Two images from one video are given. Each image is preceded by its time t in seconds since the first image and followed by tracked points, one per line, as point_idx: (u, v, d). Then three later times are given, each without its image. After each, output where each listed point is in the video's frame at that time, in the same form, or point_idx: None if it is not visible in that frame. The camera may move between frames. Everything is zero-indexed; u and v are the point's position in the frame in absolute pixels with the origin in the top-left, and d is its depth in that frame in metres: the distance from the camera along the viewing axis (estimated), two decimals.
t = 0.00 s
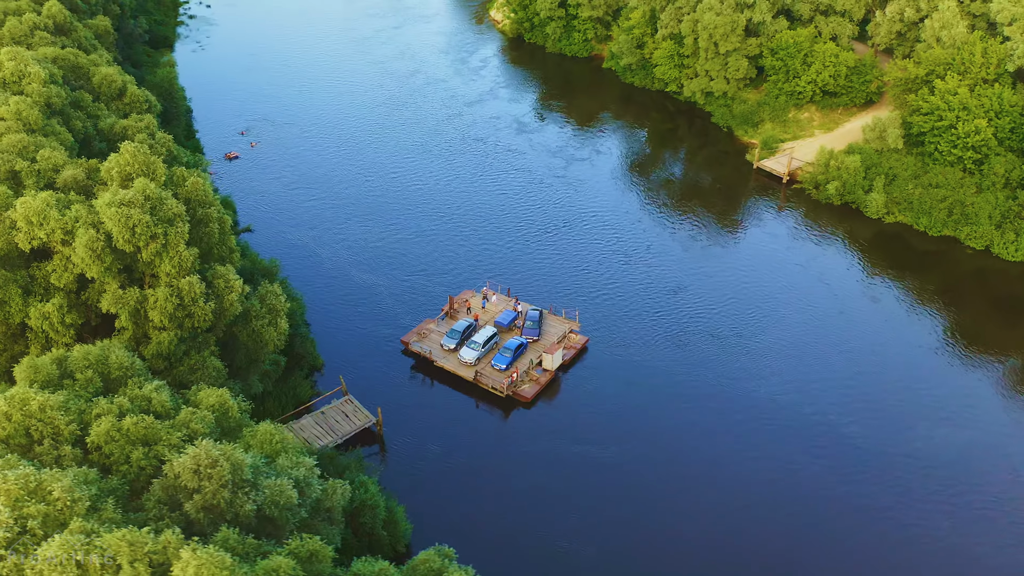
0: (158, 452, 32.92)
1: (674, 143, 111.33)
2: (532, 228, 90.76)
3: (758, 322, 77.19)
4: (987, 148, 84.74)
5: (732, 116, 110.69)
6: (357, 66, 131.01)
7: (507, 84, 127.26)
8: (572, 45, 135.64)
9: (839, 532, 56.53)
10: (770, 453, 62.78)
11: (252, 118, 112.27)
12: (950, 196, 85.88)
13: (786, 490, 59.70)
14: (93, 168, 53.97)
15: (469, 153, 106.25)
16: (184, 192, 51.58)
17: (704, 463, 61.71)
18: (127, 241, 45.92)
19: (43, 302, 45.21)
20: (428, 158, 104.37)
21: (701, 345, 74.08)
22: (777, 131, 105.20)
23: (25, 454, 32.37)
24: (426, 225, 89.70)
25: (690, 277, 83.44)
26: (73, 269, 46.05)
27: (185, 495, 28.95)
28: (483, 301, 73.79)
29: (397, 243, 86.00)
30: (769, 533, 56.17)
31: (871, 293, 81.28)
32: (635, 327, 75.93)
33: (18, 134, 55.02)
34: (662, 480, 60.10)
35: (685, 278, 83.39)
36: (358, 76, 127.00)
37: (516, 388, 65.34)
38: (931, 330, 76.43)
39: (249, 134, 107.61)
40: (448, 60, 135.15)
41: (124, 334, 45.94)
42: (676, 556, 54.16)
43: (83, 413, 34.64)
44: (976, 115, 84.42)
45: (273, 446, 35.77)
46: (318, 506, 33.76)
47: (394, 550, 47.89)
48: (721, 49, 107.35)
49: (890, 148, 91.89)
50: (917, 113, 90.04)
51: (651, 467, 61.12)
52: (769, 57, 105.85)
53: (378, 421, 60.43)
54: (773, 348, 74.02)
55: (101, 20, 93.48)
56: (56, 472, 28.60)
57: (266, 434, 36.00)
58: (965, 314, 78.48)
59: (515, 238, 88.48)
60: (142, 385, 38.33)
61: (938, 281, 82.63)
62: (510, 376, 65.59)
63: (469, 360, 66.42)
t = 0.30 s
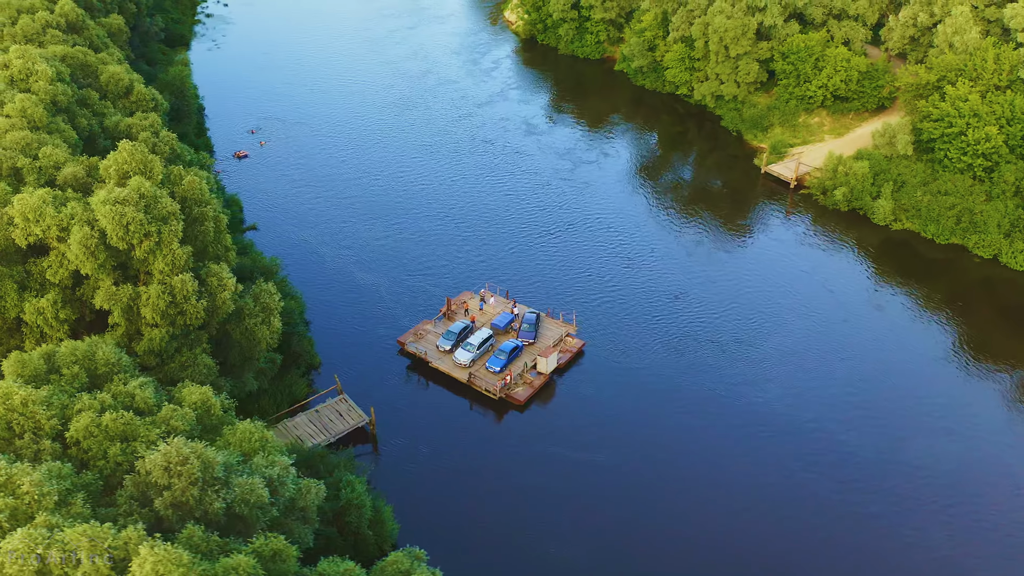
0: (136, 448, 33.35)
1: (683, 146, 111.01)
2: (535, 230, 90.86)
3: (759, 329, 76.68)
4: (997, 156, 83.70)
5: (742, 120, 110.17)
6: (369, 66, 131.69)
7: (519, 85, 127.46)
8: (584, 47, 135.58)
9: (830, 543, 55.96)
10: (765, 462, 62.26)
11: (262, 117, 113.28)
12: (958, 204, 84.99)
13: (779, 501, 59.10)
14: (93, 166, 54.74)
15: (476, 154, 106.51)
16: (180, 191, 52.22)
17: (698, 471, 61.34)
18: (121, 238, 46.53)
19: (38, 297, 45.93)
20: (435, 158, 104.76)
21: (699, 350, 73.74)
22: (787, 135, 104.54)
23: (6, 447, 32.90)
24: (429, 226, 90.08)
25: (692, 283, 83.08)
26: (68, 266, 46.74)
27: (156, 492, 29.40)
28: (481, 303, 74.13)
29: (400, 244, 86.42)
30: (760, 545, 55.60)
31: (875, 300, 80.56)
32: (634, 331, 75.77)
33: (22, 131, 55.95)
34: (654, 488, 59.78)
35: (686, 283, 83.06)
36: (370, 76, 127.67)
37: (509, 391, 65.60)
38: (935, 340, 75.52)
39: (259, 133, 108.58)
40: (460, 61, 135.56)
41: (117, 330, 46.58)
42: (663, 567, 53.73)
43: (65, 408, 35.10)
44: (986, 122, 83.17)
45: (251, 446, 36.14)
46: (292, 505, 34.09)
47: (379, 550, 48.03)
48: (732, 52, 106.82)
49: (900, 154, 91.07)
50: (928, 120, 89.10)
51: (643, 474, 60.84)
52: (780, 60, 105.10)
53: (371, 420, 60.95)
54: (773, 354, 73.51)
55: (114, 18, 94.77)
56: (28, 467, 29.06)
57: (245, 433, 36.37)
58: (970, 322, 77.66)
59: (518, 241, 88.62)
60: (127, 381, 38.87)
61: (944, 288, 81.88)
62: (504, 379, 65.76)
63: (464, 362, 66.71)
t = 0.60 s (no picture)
0: (115, 444, 33.76)
1: (692, 150, 110.55)
2: (539, 233, 90.78)
3: (759, 335, 76.13)
4: (1008, 163, 82.52)
5: (752, 124, 109.57)
6: (381, 66, 132.37)
7: (530, 86, 127.57)
8: (597, 48, 135.45)
9: (822, 555, 55.30)
10: (759, 470, 61.68)
11: (273, 116, 114.19)
12: (966, 212, 84.05)
13: (772, 510, 58.51)
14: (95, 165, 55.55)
15: (484, 155, 106.69)
16: (177, 190, 52.81)
17: (690, 478, 60.91)
18: (115, 236, 47.11)
19: (33, 293, 46.66)
20: (442, 159, 105.06)
21: (699, 356, 73.30)
22: (796, 140, 103.81)
23: None
24: (433, 228, 90.40)
25: (694, 288, 82.62)
26: (64, 262, 47.45)
27: (128, 488, 29.84)
28: (480, 305, 74.42)
29: (403, 245, 86.80)
30: (750, 553, 55.20)
31: (879, 307, 79.81)
32: (633, 336, 75.48)
33: (26, 128, 56.89)
34: (646, 494, 59.50)
35: (688, 288, 82.62)
36: (382, 76, 128.34)
37: (502, 393, 65.71)
38: (940, 349, 74.52)
39: (269, 132, 109.51)
40: (473, 62, 135.95)
41: (111, 327, 47.25)
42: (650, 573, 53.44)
43: (48, 402, 35.55)
44: (997, 129, 82.03)
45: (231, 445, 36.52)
46: (267, 503, 34.42)
47: (364, 550, 48.21)
48: (742, 56, 106.25)
49: (909, 161, 90.31)
50: (938, 126, 88.09)
51: (635, 480, 60.53)
52: (791, 64, 104.33)
53: (365, 420, 61.39)
54: (772, 360, 72.97)
55: (128, 17, 96.08)
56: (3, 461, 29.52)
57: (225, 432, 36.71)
58: (975, 332, 76.74)
59: (521, 243, 88.68)
60: (114, 377, 39.45)
61: (949, 297, 81.03)
62: (497, 381, 65.89)
63: (459, 363, 66.99)
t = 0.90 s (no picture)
0: (93, 440, 34.24)
1: (700, 153, 110.13)
2: (541, 235, 90.80)
3: (758, 341, 75.66)
4: (1016, 171, 81.37)
5: (760, 128, 108.96)
6: (392, 67, 132.87)
7: (539, 87, 127.60)
8: (607, 50, 135.19)
9: (811, 565, 54.76)
10: (752, 478, 61.19)
11: (282, 115, 115.07)
12: (973, 219, 83.50)
13: (762, 517, 58.06)
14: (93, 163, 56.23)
15: (489, 156, 106.90)
16: (172, 189, 53.40)
17: (682, 485, 60.55)
18: (108, 233, 47.73)
19: (27, 289, 47.34)
20: (447, 160, 105.38)
21: (697, 361, 72.87)
22: (804, 145, 103.06)
23: None
24: (435, 228, 90.70)
25: (694, 293, 82.23)
26: (58, 259, 48.12)
27: (99, 484, 30.29)
28: (476, 307, 74.68)
29: (404, 245, 87.19)
30: (739, 559, 54.97)
31: (881, 314, 79.16)
32: (630, 339, 75.27)
33: (27, 126, 57.71)
34: (636, 498, 59.37)
35: (689, 292, 82.25)
36: (392, 76, 128.90)
37: (494, 395, 65.87)
38: (941, 358, 73.66)
39: (277, 131, 110.36)
40: (483, 63, 136.21)
41: (104, 324, 47.90)
42: None
43: (29, 397, 36.02)
44: (1006, 136, 81.23)
45: (210, 443, 36.93)
46: (241, 501, 34.82)
47: (348, 548, 48.55)
48: (751, 59, 105.66)
49: (917, 167, 89.88)
50: (946, 132, 87.24)
51: (625, 485, 60.32)
52: (800, 68, 103.49)
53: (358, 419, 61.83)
54: (770, 366, 72.52)
55: (139, 15, 97.12)
56: None
57: (204, 431, 37.04)
58: (978, 340, 75.88)
59: (523, 245, 88.76)
60: (99, 373, 39.99)
61: (953, 304, 80.16)
62: (489, 383, 66.06)
63: (451, 365, 67.23)
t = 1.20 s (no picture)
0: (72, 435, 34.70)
1: (707, 156, 109.74)
2: (543, 238, 90.82)
3: (757, 346, 75.18)
4: None
5: (769, 132, 108.40)
6: (402, 67, 133.37)
7: (549, 89, 127.61)
8: (619, 52, 135.00)
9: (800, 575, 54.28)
10: (744, 485, 60.82)
11: (291, 114, 115.90)
12: (980, 227, 82.43)
13: (754, 526, 57.59)
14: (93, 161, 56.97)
15: (495, 158, 107.06)
16: (168, 187, 53.99)
17: (674, 492, 60.18)
18: (102, 231, 48.32)
19: (22, 284, 48.05)
20: (453, 161, 105.62)
21: (694, 366, 72.45)
22: (812, 150, 102.42)
23: None
24: (438, 229, 90.98)
25: (695, 297, 81.85)
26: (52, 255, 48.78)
27: (71, 479, 30.74)
28: (473, 308, 74.88)
29: (406, 245, 87.55)
30: (727, 565, 54.69)
31: (883, 321, 78.42)
32: (628, 342, 75.08)
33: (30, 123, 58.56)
34: (625, 502, 59.22)
35: (689, 297, 81.88)
36: (402, 77, 129.42)
37: (486, 397, 65.98)
38: (942, 367, 72.83)
39: (286, 130, 111.15)
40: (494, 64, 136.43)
41: (97, 320, 48.49)
42: None
43: (14, 391, 36.58)
44: (1016, 143, 79.99)
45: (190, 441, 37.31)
46: (216, 499, 35.22)
47: (332, 547, 48.88)
48: (760, 62, 105.00)
49: (924, 173, 88.98)
50: (954, 138, 86.18)
51: (615, 489, 60.20)
52: (809, 72, 102.73)
53: (351, 418, 62.30)
54: (768, 371, 72.01)
55: (150, 14, 98.11)
56: None
57: (185, 429, 37.45)
58: (982, 349, 75.03)
59: (525, 247, 88.79)
60: (84, 369, 40.53)
61: (957, 313, 79.37)
62: (482, 385, 66.18)
63: (445, 366, 67.44)
